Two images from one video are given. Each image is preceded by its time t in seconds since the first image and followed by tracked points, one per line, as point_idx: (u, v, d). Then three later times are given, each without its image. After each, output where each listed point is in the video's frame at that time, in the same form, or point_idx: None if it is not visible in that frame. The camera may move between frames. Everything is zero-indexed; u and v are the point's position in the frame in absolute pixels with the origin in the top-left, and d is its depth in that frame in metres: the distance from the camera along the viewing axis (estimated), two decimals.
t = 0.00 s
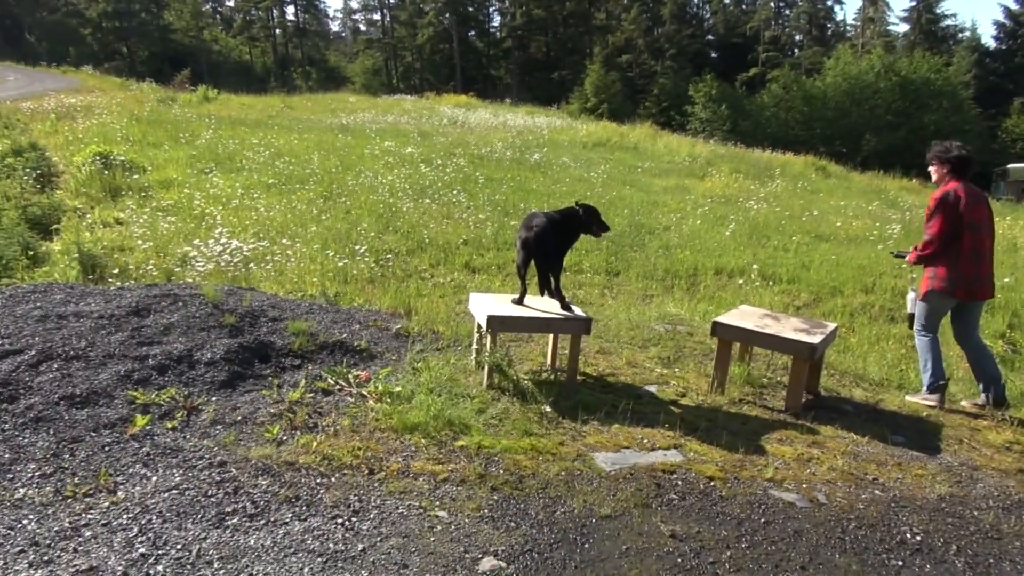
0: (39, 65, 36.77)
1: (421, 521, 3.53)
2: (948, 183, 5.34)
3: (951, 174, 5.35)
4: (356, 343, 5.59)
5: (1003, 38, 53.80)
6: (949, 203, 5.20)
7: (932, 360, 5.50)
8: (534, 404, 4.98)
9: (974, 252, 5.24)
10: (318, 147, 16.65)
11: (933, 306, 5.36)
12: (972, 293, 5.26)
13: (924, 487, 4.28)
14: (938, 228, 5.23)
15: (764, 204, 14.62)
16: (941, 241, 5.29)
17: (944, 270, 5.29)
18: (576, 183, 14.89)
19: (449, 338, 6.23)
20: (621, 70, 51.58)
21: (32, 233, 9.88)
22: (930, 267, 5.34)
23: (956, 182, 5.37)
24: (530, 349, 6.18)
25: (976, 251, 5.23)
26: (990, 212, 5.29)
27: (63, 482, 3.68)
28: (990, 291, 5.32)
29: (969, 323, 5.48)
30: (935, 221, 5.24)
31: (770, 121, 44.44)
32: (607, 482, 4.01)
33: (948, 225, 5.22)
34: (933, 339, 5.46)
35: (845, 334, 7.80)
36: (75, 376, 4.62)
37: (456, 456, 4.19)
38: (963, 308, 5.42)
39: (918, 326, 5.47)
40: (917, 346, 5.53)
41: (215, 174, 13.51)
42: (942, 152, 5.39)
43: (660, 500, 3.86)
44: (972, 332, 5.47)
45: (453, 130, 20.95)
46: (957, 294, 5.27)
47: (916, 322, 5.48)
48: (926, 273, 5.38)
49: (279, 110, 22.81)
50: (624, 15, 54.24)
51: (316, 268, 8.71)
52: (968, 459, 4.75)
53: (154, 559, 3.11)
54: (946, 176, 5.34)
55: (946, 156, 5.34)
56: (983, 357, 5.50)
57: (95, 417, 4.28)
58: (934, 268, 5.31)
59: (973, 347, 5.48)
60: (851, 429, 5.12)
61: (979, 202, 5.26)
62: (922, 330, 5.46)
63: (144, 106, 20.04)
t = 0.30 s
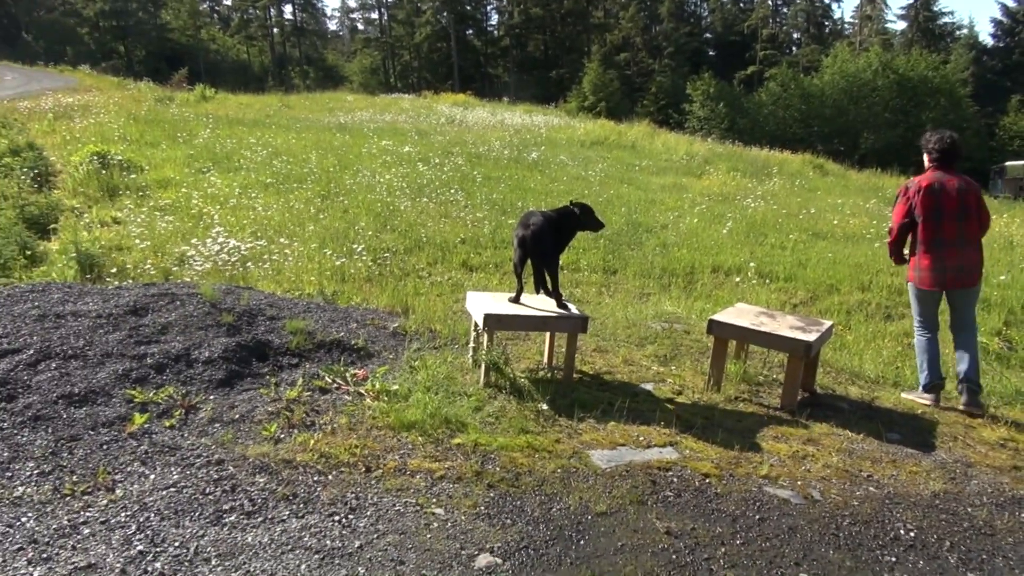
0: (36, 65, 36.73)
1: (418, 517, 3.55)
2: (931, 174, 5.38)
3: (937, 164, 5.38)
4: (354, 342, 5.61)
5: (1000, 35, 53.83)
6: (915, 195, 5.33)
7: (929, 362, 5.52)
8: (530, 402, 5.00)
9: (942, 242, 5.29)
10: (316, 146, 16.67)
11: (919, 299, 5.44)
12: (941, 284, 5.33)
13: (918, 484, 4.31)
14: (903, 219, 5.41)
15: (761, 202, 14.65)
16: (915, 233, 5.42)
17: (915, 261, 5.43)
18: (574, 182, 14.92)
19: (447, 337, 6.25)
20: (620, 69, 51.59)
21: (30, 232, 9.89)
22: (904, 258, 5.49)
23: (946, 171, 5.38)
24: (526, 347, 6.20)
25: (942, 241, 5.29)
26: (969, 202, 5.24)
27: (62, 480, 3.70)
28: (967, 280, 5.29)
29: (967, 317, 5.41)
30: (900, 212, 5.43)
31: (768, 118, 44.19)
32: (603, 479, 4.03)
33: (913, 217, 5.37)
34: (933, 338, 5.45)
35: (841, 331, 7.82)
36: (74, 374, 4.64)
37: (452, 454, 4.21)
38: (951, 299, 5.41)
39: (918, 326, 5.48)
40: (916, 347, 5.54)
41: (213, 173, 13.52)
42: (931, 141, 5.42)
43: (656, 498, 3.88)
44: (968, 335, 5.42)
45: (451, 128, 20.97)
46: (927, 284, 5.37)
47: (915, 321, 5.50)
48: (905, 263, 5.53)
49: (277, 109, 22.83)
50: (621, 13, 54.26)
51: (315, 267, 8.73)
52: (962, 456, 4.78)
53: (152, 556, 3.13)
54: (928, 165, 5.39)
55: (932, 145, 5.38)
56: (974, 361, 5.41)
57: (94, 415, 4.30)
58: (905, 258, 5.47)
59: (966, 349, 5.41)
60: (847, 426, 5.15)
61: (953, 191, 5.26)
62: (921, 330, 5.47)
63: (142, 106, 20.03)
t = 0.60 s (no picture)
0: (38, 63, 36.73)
1: (420, 518, 3.54)
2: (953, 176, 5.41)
3: (965, 167, 5.38)
4: (355, 341, 5.60)
5: (1003, 34, 53.71)
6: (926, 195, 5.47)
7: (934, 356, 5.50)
8: (532, 402, 4.98)
9: (938, 244, 5.36)
10: (318, 145, 16.65)
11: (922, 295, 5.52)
12: (931, 284, 5.41)
13: (921, 485, 4.29)
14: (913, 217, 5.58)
15: (764, 202, 14.61)
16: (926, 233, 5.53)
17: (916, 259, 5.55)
18: (576, 181, 14.90)
19: (448, 336, 6.24)
20: (622, 67, 51.47)
21: (31, 231, 9.89)
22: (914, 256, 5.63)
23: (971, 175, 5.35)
24: (528, 346, 6.19)
25: (939, 244, 5.35)
26: (970, 207, 5.20)
27: (63, 479, 3.69)
28: (955, 285, 5.28)
29: (971, 321, 5.31)
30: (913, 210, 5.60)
31: (770, 118, 44.30)
32: (605, 480, 4.02)
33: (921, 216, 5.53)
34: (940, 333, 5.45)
35: (843, 331, 7.80)
36: (75, 373, 4.63)
37: (454, 454, 4.20)
38: (952, 303, 5.39)
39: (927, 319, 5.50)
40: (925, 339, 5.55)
41: (214, 172, 13.52)
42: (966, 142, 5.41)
43: (658, 498, 3.87)
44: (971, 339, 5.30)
45: (453, 127, 20.95)
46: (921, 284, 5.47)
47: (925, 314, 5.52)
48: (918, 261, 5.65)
49: (279, 108, 22.81)
50: (624, 12, 54.18)
51: (316, 266, 8.72)
52: (965, 457, 4.76)
53: (153, 556, 3.12)
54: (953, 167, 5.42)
55: (963, 146, 5.38)
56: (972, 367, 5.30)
57: (95, 415, 4.29)
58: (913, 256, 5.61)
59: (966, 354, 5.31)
60: (849, 427, 5.13)
61: (959, 195, 5.27)
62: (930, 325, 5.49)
63: (144, 104, 20.01)
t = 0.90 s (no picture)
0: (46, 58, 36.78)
1: (418, 521, 3.51)
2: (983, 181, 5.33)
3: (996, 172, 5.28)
4: (356, 341, 5.57)
5: (1012, 38, 53.45)
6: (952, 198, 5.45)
7: (933, 347, 5.53)
8: (533, 404, 4.95)
9: (948, 249, 5.37)
10: (323, 143, 16.62)
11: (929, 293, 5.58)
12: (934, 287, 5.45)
13: (925, 492, 4.25)
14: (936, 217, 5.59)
15: (769, 204, 14.55)
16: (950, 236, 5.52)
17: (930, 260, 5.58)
18: (581, 181, 14.84)
19: (450, 337, 6.21)
20: (629, 67, 51.35)
21: (35, 226, 9.91)
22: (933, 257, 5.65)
23: (1000, 182, 5.25)
24: (530, 348, 6.17)
25: (951, 249, 5.35)
26: (983, 217, 5.15)
27: (59, 478, 3.67)
28: (955, 291, 5.31)
29: (977, 325, 5.32)
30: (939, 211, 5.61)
31: (776, 119, 44.28)
32: (605, 484, 3.99)
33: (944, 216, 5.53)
34: (947, 328, 5.48)
35: (848, 335, 7.75)
36: (74, 372, 4.61)
37: (454, 456, 4.17)
38: (958, 309, 5.40)
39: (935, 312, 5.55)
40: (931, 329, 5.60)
41: (219, 169, 13.51)
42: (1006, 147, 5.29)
43: (660, 503, 3.83)
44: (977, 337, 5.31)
45: (458, 126, 20.92)
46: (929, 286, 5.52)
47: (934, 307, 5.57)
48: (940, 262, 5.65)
49: (285, 106, 22.79)
50: (631, 12, 54.08)
51: (319, 265, 8.70)
52: (970, 464, 4.71)
53: (148, 557, 3.10)
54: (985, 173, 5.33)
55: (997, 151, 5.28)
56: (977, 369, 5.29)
57: (93, 413, 4.27)
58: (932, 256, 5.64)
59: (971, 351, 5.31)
60: (853, 432, 5.09)
61: (978, 204, 5.21)
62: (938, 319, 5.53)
63: (150, 100, 20.02)
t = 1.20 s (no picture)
0: (28, 54, 36.42)
1: (396, 525, 3.49)
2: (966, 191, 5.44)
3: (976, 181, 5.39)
4: (338, 342, 5.53)
5: (994, 43, 53.96)
6: (933, 204, 5.55)
7: (883, 348, 5.76)
8: (514, 406, 4.94)
9: (923, 251, 5.48)
10: (308, 142, 16.52)
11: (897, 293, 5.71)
12: (904, 288, 5.57)
13: (904, 495, 4.27)
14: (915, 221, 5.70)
15: (753, 206, 14.61)
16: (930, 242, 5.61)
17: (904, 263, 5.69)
18: (567, 182, 14.84)
19: (432, 338, 6.18)
20: (615, 69, 51.43)
21: (13, 224, 9.79)
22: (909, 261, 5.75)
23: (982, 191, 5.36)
24: (513, 350, 6.14)
25: (924, 252, 5.45)
26: (957, 221, 5.27)
27: (32, 482, 3.62)
28: (921, 293, 5.43)
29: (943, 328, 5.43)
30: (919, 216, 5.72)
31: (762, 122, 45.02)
32: (586, 488, 3.98)
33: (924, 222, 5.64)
34: (902, 331, 5.65)
35: (830, 338, 7.78)
36: (50, 373, 4.55)
37: (434, 459, 4.15)
38: (928, 310, 5.51)
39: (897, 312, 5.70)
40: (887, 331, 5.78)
41: (202, 167, 13.40)
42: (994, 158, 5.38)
43: (640, 507, 3.83)
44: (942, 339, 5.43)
45: (444, 126, 20.88)
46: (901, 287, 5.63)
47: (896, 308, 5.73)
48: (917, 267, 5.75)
49: (270, 104, 22.65)
50: (618, 14, 54.20)
51: (302, 264, 8.64)
52: (949, 467, 4.74)
53: (121, 562, 3.06)
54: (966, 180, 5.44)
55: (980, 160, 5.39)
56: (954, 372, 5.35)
57: (68, 415, 4.21)
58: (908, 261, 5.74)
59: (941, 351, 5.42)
60: (834, 435, 5.11)
61: (956, 209, 5.31)
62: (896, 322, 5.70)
63: (133, 98, 19.84)
